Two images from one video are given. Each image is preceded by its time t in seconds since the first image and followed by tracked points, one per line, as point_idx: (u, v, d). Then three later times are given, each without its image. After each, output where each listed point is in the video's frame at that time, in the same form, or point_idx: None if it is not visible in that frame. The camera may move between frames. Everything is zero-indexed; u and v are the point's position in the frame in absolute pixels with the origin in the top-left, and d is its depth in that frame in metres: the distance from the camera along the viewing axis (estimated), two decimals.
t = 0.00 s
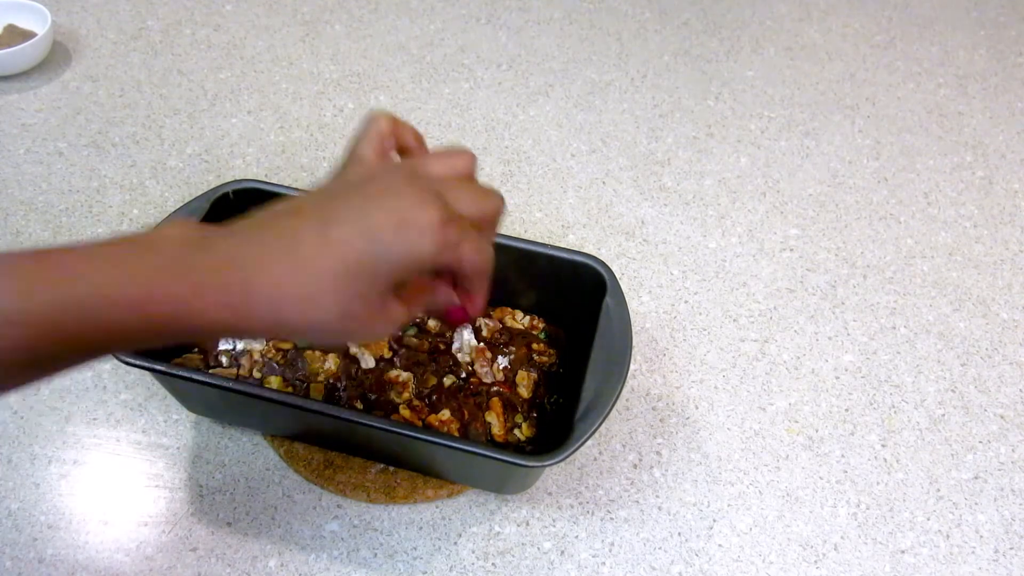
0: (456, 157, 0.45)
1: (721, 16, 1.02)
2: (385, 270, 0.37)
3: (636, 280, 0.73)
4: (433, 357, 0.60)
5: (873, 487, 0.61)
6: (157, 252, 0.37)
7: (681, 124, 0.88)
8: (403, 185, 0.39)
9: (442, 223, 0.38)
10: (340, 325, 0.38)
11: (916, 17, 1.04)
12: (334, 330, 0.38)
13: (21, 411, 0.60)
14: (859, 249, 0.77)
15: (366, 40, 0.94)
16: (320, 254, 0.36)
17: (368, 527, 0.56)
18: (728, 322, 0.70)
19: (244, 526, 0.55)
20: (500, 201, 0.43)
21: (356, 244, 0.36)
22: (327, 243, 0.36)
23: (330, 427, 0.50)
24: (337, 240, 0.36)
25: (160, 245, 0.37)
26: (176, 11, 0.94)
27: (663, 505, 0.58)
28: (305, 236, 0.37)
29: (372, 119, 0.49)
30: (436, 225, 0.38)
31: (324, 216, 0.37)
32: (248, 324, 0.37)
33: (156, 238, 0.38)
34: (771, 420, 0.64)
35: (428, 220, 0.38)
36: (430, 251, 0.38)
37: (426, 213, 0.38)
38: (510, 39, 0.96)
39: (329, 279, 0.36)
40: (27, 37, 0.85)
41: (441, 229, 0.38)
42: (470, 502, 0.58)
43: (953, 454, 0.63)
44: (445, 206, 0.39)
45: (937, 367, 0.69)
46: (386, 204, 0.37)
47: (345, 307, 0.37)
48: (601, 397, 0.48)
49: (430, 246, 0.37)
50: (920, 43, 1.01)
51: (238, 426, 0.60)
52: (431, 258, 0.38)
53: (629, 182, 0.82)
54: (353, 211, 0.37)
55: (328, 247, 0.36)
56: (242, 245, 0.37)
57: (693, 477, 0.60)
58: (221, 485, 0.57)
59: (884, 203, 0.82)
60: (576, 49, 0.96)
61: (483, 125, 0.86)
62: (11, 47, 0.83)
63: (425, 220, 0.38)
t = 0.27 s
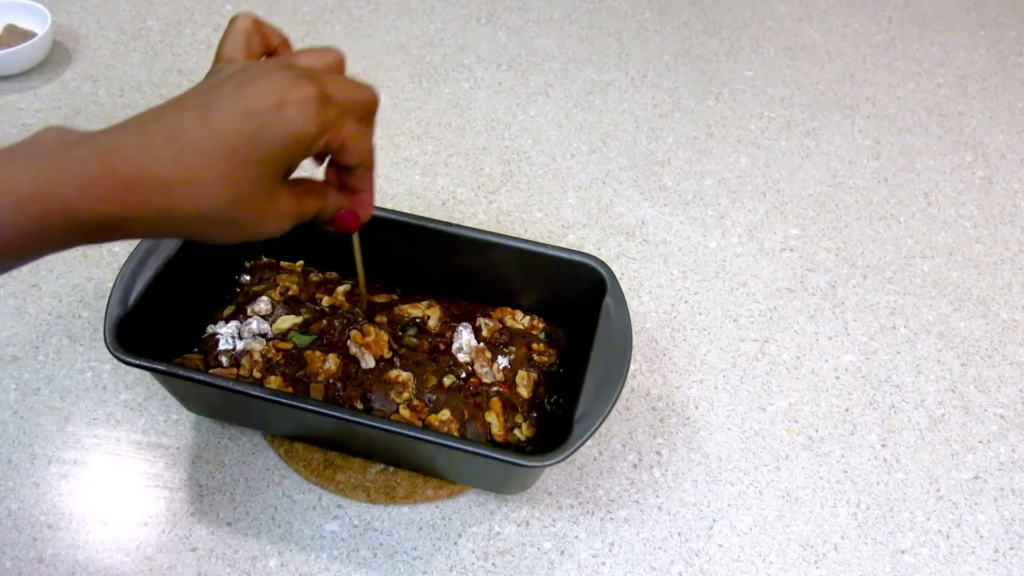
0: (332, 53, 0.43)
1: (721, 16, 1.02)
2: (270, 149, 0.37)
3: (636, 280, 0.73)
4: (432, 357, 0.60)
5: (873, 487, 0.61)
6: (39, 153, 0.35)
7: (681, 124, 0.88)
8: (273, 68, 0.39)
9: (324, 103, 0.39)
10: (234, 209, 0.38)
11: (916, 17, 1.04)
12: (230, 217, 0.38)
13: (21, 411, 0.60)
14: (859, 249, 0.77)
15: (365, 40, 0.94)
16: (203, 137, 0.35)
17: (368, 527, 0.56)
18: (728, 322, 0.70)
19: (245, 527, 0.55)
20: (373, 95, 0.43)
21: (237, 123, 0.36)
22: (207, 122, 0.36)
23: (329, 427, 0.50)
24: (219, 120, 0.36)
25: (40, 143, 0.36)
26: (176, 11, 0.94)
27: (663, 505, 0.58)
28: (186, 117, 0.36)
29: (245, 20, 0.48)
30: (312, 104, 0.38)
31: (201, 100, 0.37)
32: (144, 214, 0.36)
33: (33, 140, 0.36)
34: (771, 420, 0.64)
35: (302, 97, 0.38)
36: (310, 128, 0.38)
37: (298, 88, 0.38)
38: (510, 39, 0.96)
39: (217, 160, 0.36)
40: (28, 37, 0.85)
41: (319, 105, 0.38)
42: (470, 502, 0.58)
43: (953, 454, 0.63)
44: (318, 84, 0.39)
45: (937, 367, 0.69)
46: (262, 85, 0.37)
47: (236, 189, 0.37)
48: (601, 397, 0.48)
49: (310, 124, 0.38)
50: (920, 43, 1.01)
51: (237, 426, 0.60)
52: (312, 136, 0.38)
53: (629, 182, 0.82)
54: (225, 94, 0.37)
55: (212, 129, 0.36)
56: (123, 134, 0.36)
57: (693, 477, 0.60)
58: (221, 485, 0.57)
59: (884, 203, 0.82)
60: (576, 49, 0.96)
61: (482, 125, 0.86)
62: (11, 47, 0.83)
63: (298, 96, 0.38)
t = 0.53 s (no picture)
0: (312, 107, 0.46)
1: (721, 16, 1.02)
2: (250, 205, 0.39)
3: (636, 280, 0.73)
4: (432, 357, 0.60)
5: (873, 487, 0.61)
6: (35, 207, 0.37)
7: (681, 124, 0.88)
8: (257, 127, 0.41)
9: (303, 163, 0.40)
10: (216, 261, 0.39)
11: (916, 17, 1.04)
12: (215, 269, 0.40)
13: (21, 411, 0.60)
14: (859, 249, 0.77)
15: (365, 40, 0.94)
16: (189, 194, 0.37)
17: (368, 527, 0.56)
18: (728, 322, 0.70)
19: (245, 527, 0.55)
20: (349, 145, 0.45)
21: (221, 183, 0.38)
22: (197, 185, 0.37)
23: (330, 428, 0.50)
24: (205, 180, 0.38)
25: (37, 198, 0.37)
26: (176, 11, 0.94)
27: (663, 505, 0.58)
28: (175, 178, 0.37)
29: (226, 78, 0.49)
30: (290, 164, 0.40)
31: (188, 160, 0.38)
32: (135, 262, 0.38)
33: (26, 197, 0.37)
34: (771, 420, 0.64)
35: (281, 157, 0.39)
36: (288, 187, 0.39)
37: (276, 150, 0.39)
38: (510, 39, 0.96)
39: (202, 219, 0.38)
40: (28, 37, 0.85)
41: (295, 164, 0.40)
42: (470, 502, 0.58)
43: (953, 454, 0.63)
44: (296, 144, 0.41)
45: (937, 367, 0.69)
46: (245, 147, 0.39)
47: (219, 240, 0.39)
48: (601, 397, 0.48)
49: (287, 179, 0.39)
50: (920, 43, 1.01)
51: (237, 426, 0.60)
52: (290, 193, 0.40)
53: (629, 182, 0.82)
54: (208, 155, 0.38)
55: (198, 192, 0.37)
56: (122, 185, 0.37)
57: (693, 477, 0.60)
58: (221, 485, 0.57)
59: (884, 203, 0.82)
60: (576, 49, 0.96)
61: (482, 125, 0.86)
62: (11, 47, 0.83)
63: (276, 157, 0.39)
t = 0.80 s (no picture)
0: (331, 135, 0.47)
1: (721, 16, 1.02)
2: (268, 236, 0.41)
3: (636, 280, 0.73)
4: (432, 357, 0.60)
5: (873, 487, 0.61)
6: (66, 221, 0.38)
7: (681, 124, 0.88)
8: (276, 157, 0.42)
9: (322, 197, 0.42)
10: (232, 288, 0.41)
11: (917, 17, 1.04)
12: (231, 290, 0.41)
13: (21, 411, 0.60)
14: (859, 249, 0.77)
15: (366, 40, 0.94)
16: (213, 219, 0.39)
17: (368, 527, 0.56)
18: (728, 322, 0.70)
19: (245, 527, 0.55)
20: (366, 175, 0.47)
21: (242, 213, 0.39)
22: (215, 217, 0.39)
23: (330, 428, 0.50)
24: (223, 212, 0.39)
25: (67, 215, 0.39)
26: (176, 11, 0.94)
27: (663, 505, 0.58)
28: (197, 212, 0.39)
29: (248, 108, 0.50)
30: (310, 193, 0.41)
31: (209, 191, 0.40)
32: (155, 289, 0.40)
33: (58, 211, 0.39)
34: (771, 420, 0.64)
35: (303, 186, 0.41)
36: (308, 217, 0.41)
37: (298, 179, 0.41)
38: (510, 39, 0.96)
39: (223, 246, 0.39)
40: (28, 37, 0.85)
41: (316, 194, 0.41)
42: (470, 502, 0.58)
43: (953, 454, 0.63)
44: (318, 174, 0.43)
45: (937, 367, 0.69)
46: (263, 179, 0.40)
47: (237, 269, 0.40)
48: (601, 397, 0.48)
49: (308, 210, 0.41)
50: (920, 43, 1.01)
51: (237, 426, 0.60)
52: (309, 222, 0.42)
53: (629, 182, 0.82)
54: (233, 182, 0.40)
55: (220, 224, 0.39)
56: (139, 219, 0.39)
57: (693, 477, 0.60)
58: (221, 485, 0.57)
59: (884, 203, 0.82)
60: (576, 49, 0.96)
61: (482, 125, 0.86)
62: (11, 47, 0.83)
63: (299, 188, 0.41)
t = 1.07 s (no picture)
0: (348, 154, 0.49)
1: (721, 16, 1.02)
2: (292, 250, 0.42)
3: (636, 280, 0.73)
4: (432, 357, 0.60)
5: (873, 487, 0.61)
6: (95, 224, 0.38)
7: (681, 124, 0.88)
8: (298, 174, 0.44)
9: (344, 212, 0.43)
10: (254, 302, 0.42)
11: (917, 17, 1.04)
12: (249, 301, 0.42)
13: (21, 411, 0.59)
14: (859, 249, 0.77)
15: (365, 40, 0.94)
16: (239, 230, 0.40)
17: (368, 527, 0.56)
18: (728, 322, 0.70)
19: (244, 527, 0.55)
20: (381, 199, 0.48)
21: (268, 226, 0.40)
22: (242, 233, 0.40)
23: (331, 428, 0.50)
24: (250, 228, 0.40)
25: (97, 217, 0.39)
26: (176, 11, 0.94)
27: (663, 505, 0.58)
28: (226, 221, 0.40)
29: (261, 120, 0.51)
30: (332, 211, 0.42)
31: (239, 204, 0.41)
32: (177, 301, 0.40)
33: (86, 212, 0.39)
34: (771, 420, 0.64)
35: (326, 204, 0.42)
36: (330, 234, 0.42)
37: (320, 197, 0.42)
38: (510, 39, 0.96)
39: (248, 257, 0.40)
40: (28, 37, 0.85)
41: (338, 212, 0.43)
42: (470, 502, 0.58)
43: (953, 454, 0.63)
44: (338, 193, 0.44)
45: (937, 367, 0.69)
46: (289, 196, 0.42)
47: (258, 282, 0.41)
48: (601, 397, 0.48)
49: (329, 228, 0.42)
50: (921, 43, 1.01)
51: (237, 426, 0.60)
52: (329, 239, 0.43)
53: (629, 182, 0.82)
54: (259, 196, 0.41)
55: (245, 234, 0.40)
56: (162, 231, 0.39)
57: (693, 477, 0.60)
58: (221, 485, 0.57)
59: (884, 203, 0.82)
60: (576, 49, 0.96)
61: (482, 125, 0.86)
62: (11, 47, 0.83)
63: (323, 206, 0.42)
